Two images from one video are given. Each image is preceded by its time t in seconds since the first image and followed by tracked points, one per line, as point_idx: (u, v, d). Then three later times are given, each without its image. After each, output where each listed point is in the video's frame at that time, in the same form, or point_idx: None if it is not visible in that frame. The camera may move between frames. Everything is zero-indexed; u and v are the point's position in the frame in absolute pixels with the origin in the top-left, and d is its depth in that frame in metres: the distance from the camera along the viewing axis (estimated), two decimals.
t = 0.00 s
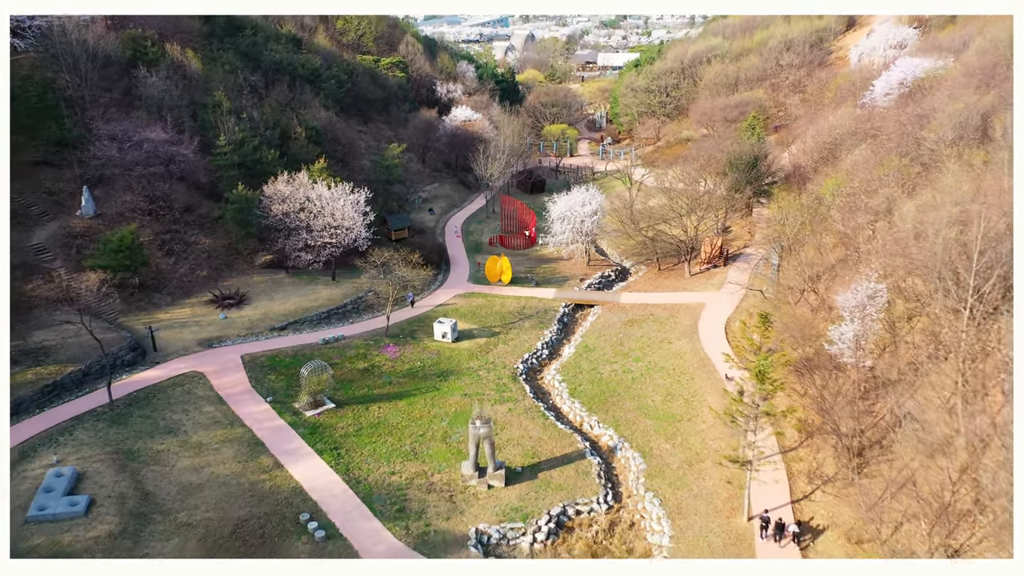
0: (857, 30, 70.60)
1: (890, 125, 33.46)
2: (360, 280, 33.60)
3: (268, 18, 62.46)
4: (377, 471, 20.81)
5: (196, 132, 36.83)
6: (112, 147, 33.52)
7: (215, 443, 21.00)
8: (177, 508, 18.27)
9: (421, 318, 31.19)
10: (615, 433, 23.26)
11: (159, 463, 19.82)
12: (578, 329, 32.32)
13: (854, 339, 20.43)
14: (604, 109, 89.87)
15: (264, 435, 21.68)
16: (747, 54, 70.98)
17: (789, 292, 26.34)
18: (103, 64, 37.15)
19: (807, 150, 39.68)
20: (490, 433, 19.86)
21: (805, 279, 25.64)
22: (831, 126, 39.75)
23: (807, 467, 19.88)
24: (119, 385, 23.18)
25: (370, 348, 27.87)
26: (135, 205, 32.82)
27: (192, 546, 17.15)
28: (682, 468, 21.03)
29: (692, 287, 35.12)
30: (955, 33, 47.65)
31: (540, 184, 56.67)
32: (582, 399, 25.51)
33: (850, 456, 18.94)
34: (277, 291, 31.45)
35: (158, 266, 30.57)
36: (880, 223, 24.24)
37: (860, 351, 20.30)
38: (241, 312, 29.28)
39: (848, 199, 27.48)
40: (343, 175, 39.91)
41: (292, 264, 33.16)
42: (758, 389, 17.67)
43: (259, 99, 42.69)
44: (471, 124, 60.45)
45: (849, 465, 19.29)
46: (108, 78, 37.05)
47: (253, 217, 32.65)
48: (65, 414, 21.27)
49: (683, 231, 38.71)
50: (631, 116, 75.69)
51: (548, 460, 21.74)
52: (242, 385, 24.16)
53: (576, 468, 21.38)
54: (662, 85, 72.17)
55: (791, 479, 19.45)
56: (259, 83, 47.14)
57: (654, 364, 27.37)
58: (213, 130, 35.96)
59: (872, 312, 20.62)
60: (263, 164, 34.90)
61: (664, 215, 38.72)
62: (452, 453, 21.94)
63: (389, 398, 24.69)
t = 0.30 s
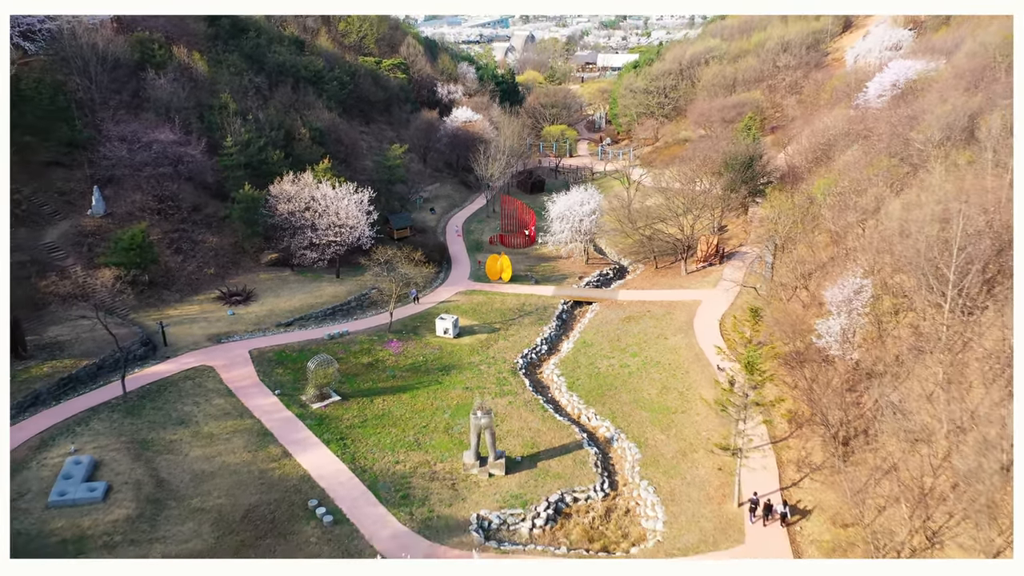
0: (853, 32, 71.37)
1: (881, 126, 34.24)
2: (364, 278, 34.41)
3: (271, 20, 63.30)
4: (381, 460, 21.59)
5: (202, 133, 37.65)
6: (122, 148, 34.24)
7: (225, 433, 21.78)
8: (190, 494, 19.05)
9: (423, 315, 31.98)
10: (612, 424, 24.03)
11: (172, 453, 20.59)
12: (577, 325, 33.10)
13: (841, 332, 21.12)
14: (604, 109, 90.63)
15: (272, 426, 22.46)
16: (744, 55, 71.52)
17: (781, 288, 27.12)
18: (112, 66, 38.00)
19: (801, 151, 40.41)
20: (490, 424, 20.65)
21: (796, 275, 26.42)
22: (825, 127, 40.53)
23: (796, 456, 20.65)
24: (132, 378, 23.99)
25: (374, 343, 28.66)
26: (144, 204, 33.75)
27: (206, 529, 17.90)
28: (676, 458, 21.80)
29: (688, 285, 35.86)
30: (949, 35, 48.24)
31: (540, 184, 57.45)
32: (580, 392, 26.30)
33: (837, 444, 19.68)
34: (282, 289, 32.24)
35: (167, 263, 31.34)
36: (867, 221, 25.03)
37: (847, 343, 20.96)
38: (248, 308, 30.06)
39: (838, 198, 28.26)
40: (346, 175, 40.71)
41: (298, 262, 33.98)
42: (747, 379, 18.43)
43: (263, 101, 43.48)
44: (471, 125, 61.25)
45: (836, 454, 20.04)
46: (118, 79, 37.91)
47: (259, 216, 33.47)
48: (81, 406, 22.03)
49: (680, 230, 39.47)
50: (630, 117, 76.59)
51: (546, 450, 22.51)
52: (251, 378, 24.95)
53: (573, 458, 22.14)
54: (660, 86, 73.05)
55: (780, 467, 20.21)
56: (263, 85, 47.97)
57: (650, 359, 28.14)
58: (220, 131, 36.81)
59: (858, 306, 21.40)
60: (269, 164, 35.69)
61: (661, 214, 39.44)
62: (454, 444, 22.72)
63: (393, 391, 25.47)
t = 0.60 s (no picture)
0: (849, 34, 72.17)
1: (872, 127, 35.09)
2: (368, 275, 35.29)
3: (275, 23, 64.20)
4: (386, 448, 22.43)
5: (209, 134, 38.54)
6: (132, 149, 35.05)
7: (236, 423, 22.62)
8: (204, 480, 19.89)
9: (425, 311, 32.82)
10: (608, 415, 24.86)
11: (185, 441, 21.42)
12: (575, 321, 33.95)
13: (827, 325, 22.06)
14: (603, 110, 91.56)
15: (281, 416, 23.30)
16: (740, 58, 71.42)
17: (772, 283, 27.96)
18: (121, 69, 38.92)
19: (795, 151, 41.17)
20: (490, 413, 21.49)
21: (787, 271, 27.25)
22: (818, 127, 41.38)
23: (785, 444, 21.49)
24: (146, 370, 24.82)
25: (378, 338, 29.52)
26: (153, 203, 34.64)
27: (219, 512, 18.73)
28: (670, 446, 22.64)
29: (684, 282, 36.73)
30: (942, 37, 48.84)
31: (539, 183, 58.31)
32: (578, 385, 27.13)
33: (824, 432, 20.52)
34: (288, 285, 33.10)
35: (176, 261, 32.21)
36: (855, 218, 25.88)
37: (833, 335, 21.90)
38: (256, 304, 30.91)
39: (828, 197, 29.13)
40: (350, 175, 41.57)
41: (303, 259, 34.87)
42: (737, 370, 19.27)
43: (268, 102, 44.40)
44: (472, 125, 62.04)
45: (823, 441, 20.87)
46: (127, 81, 38.82)
47: (265, 215, 34.33)
48: (96, 397, 22.83)
49: (676, 228, 40.33)
50: (629, 117, 77.60)
51: (545, 440, 23.37)
52: (259, 371, 25.81)
53: (571, 447, 22.98)
54: (658, 88, 74.01)
55: (770, 456, 21.05)
56: (267, 86, 48.83)
57: (646, 353, 28.98)
58: (227, 132, 37.68)
59: (844, 301, 22.41)
60: (275, 165, 36.55)
61: (658, 213, 40.24)
62: (456, 433, 23.56)
63: (396, 384, 26.32)
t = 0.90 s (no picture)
0: (845, 35, 72.98)
1: (863, 127, 35.96)
2: (372, 272, 36.18)
3: (278, 24, 65.12)
4: (391, 438, 23.30)
5: (217, 134, 39.47)
6: (143, 149, 36.18)
7: (246, 413, 23.51)
8: (217, 467, 20.77)
9: (427, 307, 33.72)
10: (604, 406, 25.74)
11: (198, 430, 22.31)
12: (573, 317, 34.85)
13: (815, 318, 22.77)
14: (602, 110, 92.51)
15: (289, 407, 24.18)
16: (738, 58, 72.45)
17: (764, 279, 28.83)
18: (131, 71, 39.92)
19: (789, 151, 42.06)
20: (491, 403, 22.39)
21: (778, 267, 28.12)
22: (812, 128, 42.26)
23: (774, 433, 22.37)
24: (158, 363, 25.71)
25: (381, 333, 30.42)
26: (162, 202, 35.50)
27: (232, 496, 19.61)
28: (663, 435, 23.53)
29: (679, 279, 37.63)
30: (935, 39, 49.70)
31: (539, 183, 59.22)
32: (576, 378, 28.04)
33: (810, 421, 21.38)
34: (294, 282, 33.98)
35: (185, 258, 33.11)
36: (843, 216, 26.75)
37: (820, 328, 22.56)
38: (263, 300, 31.81)
39: (818, 195, 29.99)
40: (353, 175, 42.48)
41: (308, 257, 35.77)
42: (726, 360, 20.22)
43: (273, 103, 45.35)
44: (473, 125, 62.91)
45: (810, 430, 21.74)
46: (136, 83, 39.81)
47: (272, 213, 35.23)
48: (111, 388, 23.70)
49: (673, 227, 41.21)
50: (627, 117, 78.51)
51: (544, 429, 24.26)
52: (267, 363, 26.70)
53: (569, 436, 23.88)
54: (656, 88, 74.88)
55: (759, 444, 21.95)
56: (272, 88, 49.76)
57: (642, 347, 29.87)
58: (234, 133, 38.61)
59: (829, 294, 23.19)
60: (280, 165, 37.46)
61: (654, 212, 41.13)
62: (458, 423, 24.46)
63: (400, 376, 27.22)
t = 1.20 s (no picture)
0: (841, 37, 73.85)
1: (854, 129, 36.85)
2: (375, 270, 37.08)
3: (281, 26, 66.03)
4: (395, 428, 24.19)
5: (223, 135, 40.44)
6: (153, 150, 37.19)
7: (256, 404, 24.41)
8: (229, 454, 21.67)
9: (430, 303, 34.63)
10: (601, 398, 26.63)
11: (210, 420, 23.20)
12: (571, 313, 35.76)
13: (802, 313, 23.56)
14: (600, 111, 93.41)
15: (297, 398, 25.08)
16: (735, 59, 73.31)
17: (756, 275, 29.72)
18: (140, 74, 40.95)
19: (783, 152, 42.95)
20: (492, 394, 23.29)
21: (769, 264, 29.00)
22: (806, 129, 43.15)
23: (764, 423, 23.26)
24: (170, 356, 26.61)
25: (385, 328, 31.34)
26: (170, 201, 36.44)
27: (245, 482, 20.50)
28: (657, 425, 24.43)
29: (675, 277, 38.54)
30: (927, 41, 50.58)
31: (538, 183, 60.17)
32: (574, 371, 28.95)
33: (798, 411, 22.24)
34: (300, 279, 34.89)
35: (194, 256, 34.02)
36: (831, 214, 27.64)
37: (808, 323, 23.31)
38: (270, 297, 32.70)
39: (808, 194, 30.86)
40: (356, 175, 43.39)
41: (314, 255, 36.69)
42: (716, 352, 21.14)
43: (277, 105, 46.30)
44: (473, 126, 63.82)
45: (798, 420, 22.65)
46: (145, 86, 40.81)
47: (278, 213, 36.15)
48: (125, 380, 24.58)
49: (669, 226, 42.10)
50: (626, 118, 79.39)
51: (543, 420, 25.17)
52: (275, 357, 27.59)
53: (566, 426, 24.79)
54: (654, 90, 75.77)
55: (749, 433, 22.85)
56: (276, 89, 50.67)
57: (638, 342, 30.79)
58: (240, 133, 39.55)
59: (816, 290, 23.94)
60: (286, 165, 38.40)
61: (651, 212, 42.02)
62: (459, 414, 25.36)
63: (403, 370, 28.12)
